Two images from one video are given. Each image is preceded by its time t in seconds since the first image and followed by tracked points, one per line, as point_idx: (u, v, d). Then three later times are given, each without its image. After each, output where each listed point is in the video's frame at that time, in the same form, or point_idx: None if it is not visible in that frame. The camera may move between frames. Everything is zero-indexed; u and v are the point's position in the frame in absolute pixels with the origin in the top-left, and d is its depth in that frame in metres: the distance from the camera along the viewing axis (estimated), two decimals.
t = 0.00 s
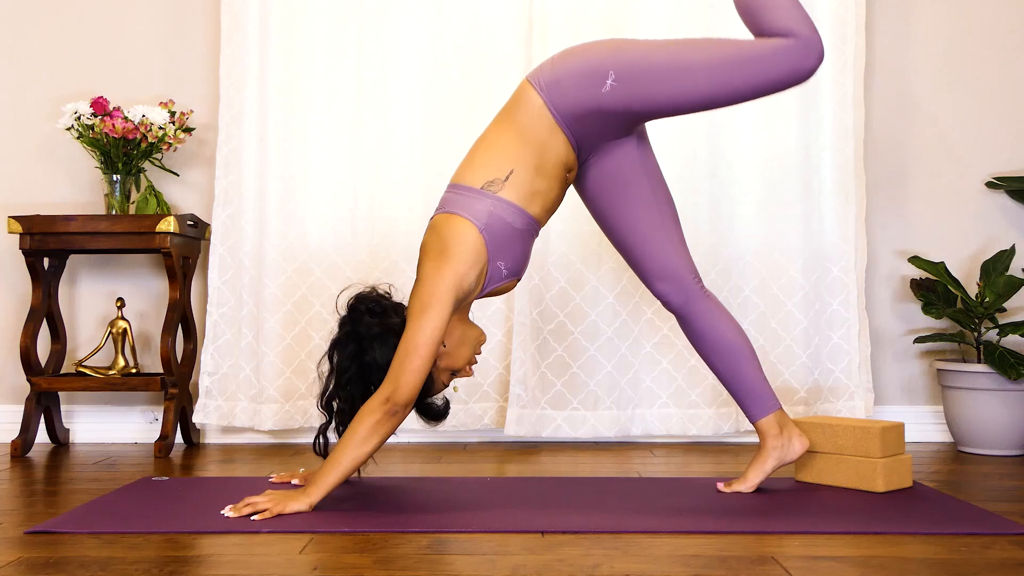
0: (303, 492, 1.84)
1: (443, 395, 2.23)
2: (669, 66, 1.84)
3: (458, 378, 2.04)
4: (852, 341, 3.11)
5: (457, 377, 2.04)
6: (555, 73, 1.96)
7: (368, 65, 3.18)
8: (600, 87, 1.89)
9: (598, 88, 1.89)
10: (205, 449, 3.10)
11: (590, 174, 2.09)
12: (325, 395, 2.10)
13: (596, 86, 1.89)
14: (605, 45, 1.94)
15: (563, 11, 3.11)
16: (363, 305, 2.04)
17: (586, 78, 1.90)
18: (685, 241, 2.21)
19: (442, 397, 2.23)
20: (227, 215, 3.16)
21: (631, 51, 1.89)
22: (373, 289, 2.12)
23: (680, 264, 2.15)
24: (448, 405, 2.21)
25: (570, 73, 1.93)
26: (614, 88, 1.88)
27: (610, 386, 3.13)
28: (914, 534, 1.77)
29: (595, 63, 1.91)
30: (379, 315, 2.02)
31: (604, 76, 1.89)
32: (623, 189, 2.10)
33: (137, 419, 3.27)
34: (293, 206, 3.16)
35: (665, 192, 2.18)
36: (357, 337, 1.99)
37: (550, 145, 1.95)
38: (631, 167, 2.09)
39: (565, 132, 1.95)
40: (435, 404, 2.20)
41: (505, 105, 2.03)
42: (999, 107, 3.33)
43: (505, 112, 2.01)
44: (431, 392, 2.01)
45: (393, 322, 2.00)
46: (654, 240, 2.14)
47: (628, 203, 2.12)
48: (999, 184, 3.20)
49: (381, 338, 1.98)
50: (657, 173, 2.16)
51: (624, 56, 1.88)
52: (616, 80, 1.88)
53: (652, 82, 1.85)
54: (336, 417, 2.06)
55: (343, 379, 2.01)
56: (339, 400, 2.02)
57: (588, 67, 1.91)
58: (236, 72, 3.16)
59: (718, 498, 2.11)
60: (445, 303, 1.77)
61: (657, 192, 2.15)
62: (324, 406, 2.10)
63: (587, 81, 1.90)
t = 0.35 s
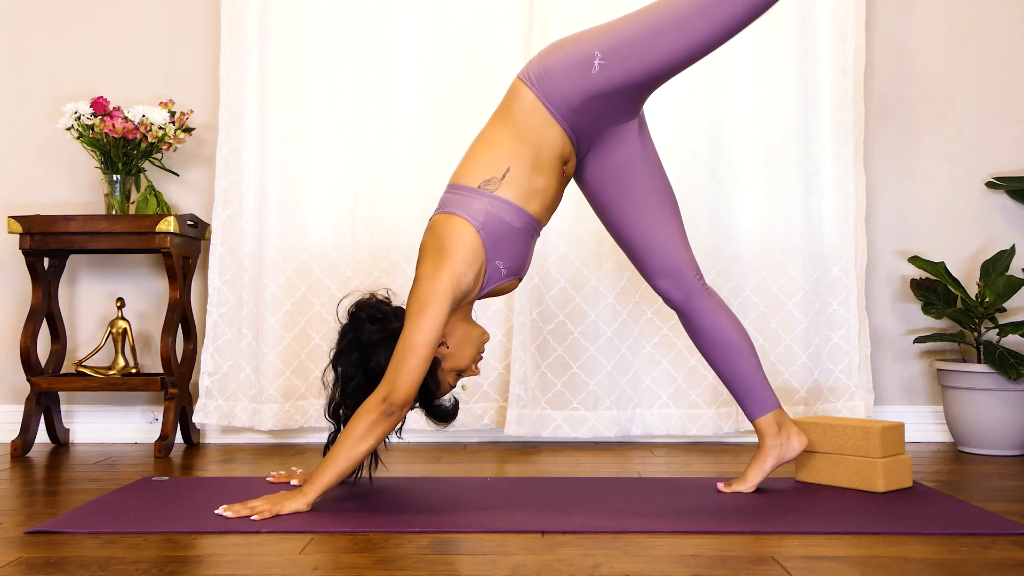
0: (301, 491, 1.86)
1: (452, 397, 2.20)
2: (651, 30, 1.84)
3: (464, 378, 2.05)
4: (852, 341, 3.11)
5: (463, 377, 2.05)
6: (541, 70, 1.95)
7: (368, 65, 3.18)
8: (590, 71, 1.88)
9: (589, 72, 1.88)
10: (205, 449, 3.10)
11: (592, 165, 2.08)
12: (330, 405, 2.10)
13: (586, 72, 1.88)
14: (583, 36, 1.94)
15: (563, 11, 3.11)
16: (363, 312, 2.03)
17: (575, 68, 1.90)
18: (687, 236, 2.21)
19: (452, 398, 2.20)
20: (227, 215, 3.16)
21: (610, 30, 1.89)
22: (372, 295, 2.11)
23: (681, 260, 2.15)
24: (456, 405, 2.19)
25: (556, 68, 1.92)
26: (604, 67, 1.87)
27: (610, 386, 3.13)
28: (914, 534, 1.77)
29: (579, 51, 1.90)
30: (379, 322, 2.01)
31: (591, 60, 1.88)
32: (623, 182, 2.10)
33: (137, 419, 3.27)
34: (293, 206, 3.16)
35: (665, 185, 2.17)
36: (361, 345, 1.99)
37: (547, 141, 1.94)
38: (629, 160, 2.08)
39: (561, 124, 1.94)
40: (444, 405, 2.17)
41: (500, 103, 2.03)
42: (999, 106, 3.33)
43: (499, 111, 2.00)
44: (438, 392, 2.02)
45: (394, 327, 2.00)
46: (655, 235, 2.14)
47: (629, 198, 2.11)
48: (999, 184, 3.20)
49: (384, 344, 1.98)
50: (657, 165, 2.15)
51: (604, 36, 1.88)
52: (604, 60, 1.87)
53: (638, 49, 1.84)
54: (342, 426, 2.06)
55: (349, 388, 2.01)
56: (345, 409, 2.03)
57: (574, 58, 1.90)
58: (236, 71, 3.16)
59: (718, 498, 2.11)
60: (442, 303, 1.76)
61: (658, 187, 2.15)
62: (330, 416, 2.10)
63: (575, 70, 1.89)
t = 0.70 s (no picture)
0: (301, 491, 1.86)
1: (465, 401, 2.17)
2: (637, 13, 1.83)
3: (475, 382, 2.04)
4: (852, 341, 3.11)
5: (475, 381, 2.04)
6: (535, 70, 1.95)
7: (368, 65, 3.18)
8: (585, 65, 1.88)
9: (584, 66, 1.88)
10: (205, 449, 3.10)
11: (594, 161, 2.07)
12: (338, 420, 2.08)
13: (581, 65, 1.88)
14: (573, 31, 1.95)
15: (563, 11, 3.11)
16: (370, 322, 2.04)
17: (569, 64, 1.90)
18: (689, 233, 2.21)
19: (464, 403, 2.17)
20: (227, 215, 3.17)
21: (598, 20, 1.89)
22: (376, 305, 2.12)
23: (682, 257, 2.15)
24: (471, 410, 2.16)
25: (551, 67, 1.92)
26: (598, 58, 1.87)
27: (610, 386, 3.13)
28: (914, 534, 1.77)
29: (571, 46, 1.91)
30: (386, 330, 2.02)
31: (584, 53, 1.88)
32: (623, 178, 2.10)
33: (137, 419, 3.27)
34: (293, 206, 3.16)
35: (667, 181, 2.17)
36: (370, 356, 1.98)
37: (550, 145, 1.93)
38: (629, 156, 2.08)
39: (563, 121, 1.93)
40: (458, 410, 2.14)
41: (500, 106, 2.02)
42: (999, 106, 3.33)
43: (499, 115, 2.00)
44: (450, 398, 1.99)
45: (401, 334, 2.01)
46: (656, 232, 2.14)
47: (630, 194, 2.12)
48: (999, 184, 3.20)
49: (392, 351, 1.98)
50: (657, 160, 2.15)
51: (594, 27, 1.88)
52: (597, 51, 1.86)
53: (629, 34, 1.84)
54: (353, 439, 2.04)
55: (360, 400, 1.99)
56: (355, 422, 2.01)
57: (567, 54, 1.90)
58: (236, 72, 3.16)
59: (719, 498, 2.11)
60: (448, 309, 1.76)
61: (659, 182, 2.14)
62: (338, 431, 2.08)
63: (570, 66, 1.89)
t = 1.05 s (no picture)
0: (301, 491, 1.86)
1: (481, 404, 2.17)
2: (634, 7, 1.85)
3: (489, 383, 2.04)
4: (852, 341, 3.11)
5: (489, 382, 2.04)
6: (535, 71, 1.95)
7: (368, 65, 3.18)
8: (585, 61, 1.88)
9: (584, 63, 1.88)
10: (205, 449, 3.10)
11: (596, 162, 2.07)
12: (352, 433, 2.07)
13: (581, 62, 1.89)
14: (570, 31, 1.95)
15: (563, 11, 3.11)
16: (377, 333, 2.03)
17: (569, 62, 1.90)
18: (689, 232, 2.21)
19: (481, 406, 2.17)
20: (227, 215, 3.17)
21: (595, 17, 1.90)
22: (379, 316, 2.11)
23: (683, 256, 2.15)
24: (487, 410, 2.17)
25: (552, 67, 1.92)
26: (598, 53, 1.87)
27: (610, 386, 3.13)
28: (914, 533, 1.77)
29: (570, 45, 1.91)
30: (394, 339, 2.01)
31: (584, 50, 1.88)
32: (624, 177, 2.10)
33: (137, 419, 3.27)
34: (294, 207, 3.16)
35: (669, 181, 2.17)
36: (381, 367, 1.98)
37: (554, 147, 1.93)
38: (629, 155, 2.08)
39: (566, 121, 1.93)
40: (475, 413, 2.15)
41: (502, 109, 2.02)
42: (999, 107, 3.33)
43: (502, 118, 2.00)
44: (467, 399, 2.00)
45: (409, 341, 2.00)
46: (656, 231, 2.14)
47: (631, 194, 2.12)
48: (999, 184, 3.20)
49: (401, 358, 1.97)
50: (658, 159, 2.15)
51: (592, 23, 1.89)
52: (597, 46, 1.87)
53: (627, 28, 1.85)
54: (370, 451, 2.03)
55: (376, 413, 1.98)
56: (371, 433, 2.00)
57: (566, 54, 1.91)
58: (236, 72, 3.16)
59: (719, 498, 2.11)
60: (451, 311, 1.77)
61: (660, 181, 2.14)
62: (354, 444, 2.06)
63: (571, 64, 1.89)
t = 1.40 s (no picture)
0: (301, 491, 1.86)
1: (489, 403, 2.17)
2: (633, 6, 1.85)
3: (497, 383, 2.03)
4: (852, 341, 3.11)
5: (496, 382, 2.03)
6: (534, 71, 1.95)
7: (368, 65, 3.18)
8: (584, 60, 1.88)
9: (583, 62, 1.88)
10: (205, 449, 3.10)
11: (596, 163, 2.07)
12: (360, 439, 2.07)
13: (580, 61, 1.89)
14: (569, 31, 1.95)
15: (562, 11, 3.12)
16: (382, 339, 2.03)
17: (569, 61, 1.90)
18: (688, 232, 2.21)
19: (489, 406, 2.18)
20: (227, 215, 3.16)
21: (594, 16, 1.90)
22: (383, 322, 2.11)
23: (683, 255, 2.15)
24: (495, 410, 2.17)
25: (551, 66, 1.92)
26: (597, 52, 1.87)
27: (610, 386, 3.13)
28: (914, 534, 1.77)
29: (569, 45, 1.91)
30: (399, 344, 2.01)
31: (583, 49, 1.88)
32: (624, 177, 2.10)
33: (137, 419, 3.27)
34: (294, 207, 3.16)
35: (667, 180, 2.17)
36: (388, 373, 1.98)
37: (554, 147, 1.93)
38: (628, 154, 2.08)
39: (566, 120, 1.92)
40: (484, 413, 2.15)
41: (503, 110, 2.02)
42: (999, 107, 3.33)
43: (502, 119, 2.00)
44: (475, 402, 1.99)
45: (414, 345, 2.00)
46: (656, 231, 2.14)
47: (630, 193, 2.11)
48: (999, 184, 3.20)
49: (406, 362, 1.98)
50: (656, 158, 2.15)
51: (590, 22, 1.89)
52: (596, 45, 1.87)
53: (626, 27, 1.85)
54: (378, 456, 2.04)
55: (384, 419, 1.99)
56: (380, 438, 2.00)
57: (566, 53, 1.91)
58: (236, 72, 3.16)
59: (719, 498, 2.11)
60: (452, 313, 1.77)
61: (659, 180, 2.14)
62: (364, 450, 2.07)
63: (571, 63, 1.89)
